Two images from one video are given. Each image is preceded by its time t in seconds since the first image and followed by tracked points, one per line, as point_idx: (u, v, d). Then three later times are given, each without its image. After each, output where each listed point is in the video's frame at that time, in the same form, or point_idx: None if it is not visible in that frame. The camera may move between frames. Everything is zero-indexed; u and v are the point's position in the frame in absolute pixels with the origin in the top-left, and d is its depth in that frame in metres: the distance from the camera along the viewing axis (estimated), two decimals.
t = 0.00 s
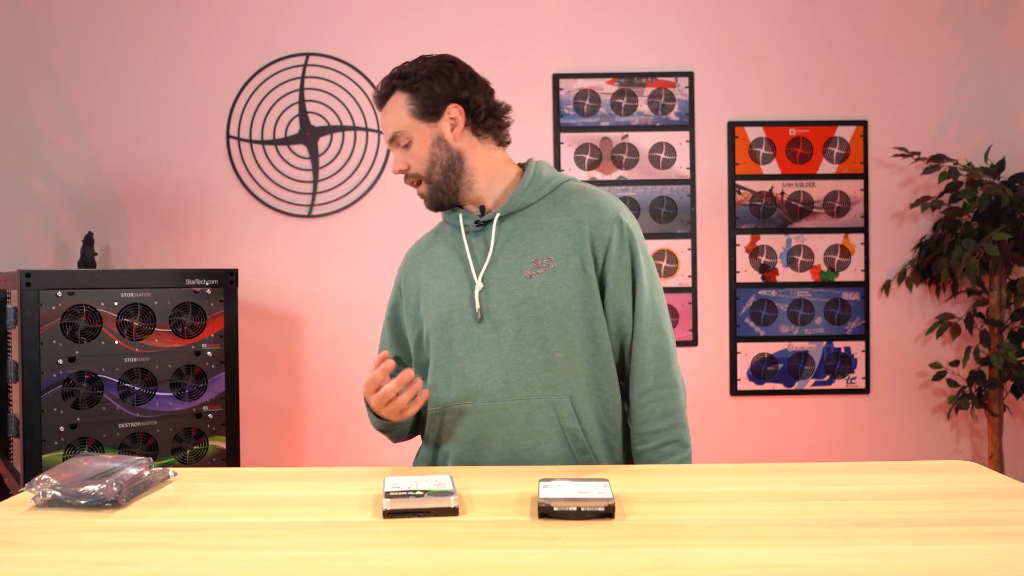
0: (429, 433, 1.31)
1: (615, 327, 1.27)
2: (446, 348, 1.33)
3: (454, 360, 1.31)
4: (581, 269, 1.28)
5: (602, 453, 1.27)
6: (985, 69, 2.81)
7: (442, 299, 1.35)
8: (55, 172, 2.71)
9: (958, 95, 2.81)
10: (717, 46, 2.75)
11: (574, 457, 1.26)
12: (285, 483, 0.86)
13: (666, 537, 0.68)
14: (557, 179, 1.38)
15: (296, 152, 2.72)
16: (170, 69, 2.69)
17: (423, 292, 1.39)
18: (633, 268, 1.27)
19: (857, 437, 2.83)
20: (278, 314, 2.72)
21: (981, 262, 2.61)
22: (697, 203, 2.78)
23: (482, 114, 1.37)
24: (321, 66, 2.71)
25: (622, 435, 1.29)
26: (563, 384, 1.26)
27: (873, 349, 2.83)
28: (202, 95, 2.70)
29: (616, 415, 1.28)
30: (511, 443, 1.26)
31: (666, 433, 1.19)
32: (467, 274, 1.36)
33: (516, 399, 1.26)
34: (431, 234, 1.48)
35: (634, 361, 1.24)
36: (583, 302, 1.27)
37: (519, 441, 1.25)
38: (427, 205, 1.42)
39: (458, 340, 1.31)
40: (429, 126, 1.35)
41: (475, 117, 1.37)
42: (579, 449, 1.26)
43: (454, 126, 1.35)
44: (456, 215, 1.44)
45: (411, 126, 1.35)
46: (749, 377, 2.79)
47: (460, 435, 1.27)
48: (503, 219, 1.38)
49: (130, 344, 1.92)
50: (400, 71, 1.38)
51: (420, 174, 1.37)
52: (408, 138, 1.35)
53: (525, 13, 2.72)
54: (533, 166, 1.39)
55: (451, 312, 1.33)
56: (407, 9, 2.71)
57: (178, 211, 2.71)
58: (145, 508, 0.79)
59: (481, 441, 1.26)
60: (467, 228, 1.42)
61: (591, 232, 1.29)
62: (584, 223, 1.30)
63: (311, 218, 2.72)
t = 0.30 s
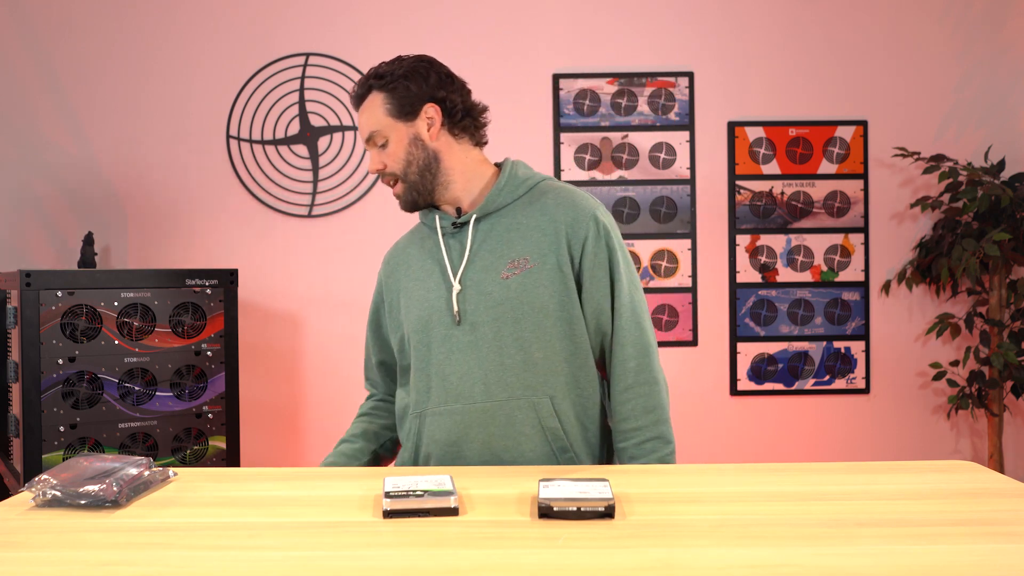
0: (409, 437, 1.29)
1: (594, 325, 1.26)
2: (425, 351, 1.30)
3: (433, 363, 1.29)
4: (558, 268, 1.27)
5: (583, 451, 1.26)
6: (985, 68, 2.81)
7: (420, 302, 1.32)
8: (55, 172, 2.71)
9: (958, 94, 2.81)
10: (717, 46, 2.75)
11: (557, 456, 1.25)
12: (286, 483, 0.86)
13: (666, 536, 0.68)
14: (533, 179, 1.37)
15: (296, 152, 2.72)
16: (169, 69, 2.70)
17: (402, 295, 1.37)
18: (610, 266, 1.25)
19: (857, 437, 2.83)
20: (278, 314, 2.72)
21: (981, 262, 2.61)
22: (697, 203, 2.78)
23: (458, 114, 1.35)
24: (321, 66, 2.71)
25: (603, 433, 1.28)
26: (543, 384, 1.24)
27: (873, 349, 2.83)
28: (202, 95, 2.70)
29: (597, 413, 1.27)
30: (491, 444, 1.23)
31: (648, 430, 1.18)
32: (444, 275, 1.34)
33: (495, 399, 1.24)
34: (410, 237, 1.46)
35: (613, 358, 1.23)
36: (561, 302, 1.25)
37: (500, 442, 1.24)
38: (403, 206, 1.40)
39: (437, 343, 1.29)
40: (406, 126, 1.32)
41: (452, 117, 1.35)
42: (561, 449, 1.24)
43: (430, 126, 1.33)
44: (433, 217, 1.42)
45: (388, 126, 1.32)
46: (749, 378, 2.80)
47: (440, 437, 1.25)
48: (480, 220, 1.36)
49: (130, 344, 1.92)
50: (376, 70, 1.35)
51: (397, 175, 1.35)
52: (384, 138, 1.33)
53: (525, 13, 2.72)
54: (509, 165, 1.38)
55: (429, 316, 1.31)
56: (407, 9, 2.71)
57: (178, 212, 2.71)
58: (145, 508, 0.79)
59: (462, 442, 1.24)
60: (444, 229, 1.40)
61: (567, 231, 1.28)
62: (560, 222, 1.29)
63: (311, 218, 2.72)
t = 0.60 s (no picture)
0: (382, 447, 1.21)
1: (560, 319, 1.25)
2: (392, 359, 1.22)
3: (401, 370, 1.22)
4: (523, 264, 1.23)
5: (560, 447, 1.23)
6: (985, 69, 2.81)
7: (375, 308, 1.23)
8: (55, 172, 2.71)
9: (958, 94, 2.81)
10: (717, 46, 2.75)
11: (532, 454, 1.20)
12: (287, 483, 0.86)
13: (666, 536, 0.68)
14: (483, 177, 1.33)
15: (296, 152, 2.72)
16: (169, 69, 2.70)
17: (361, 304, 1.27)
18: (573, 259, 1.25)
19: (857, 437, 2.83)
20: (278, 314, 2.72)
21: (981, 262, 2.61)
22: (697, 203, 2.78)
23: (421, 119, 1.31)
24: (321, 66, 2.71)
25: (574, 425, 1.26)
26: (517, 383, 1.20)
27: (873, 349, 2.83)
28: (202, 95, 2.70)
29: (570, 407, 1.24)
30: (468, 445, 1.18)
31: (619, 415, 1.18)
32: (400, 280, 1.25)
33: (469, 401, 1.19)
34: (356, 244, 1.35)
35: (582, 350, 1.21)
36: (529, 299, 1.22)
37: (477, 444, 1.18)
38: (354, 201, 1.28)
39: (405, 350, 1.21)
40: (373, 118, 1.24)
41: (417, 118, 1.31)
42: (539, 446, 1.20)
43: (396, 125, 1.27)
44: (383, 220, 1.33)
45: (354, 114, 1.23)
46: (749, 377, 2.80)
47: (416, 443, 1.18)
48: (435, 223, 1.29)
49: (130, 344, 1.92)
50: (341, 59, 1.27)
51: (355, 165, 1.25)
52: (348, 125, 1.23)
53: (525, 13, 2.72)
54: (461, 167, 1.33)
55: (392, 324, 1.22)
56: (407, 9, 2.71)
57: (177, 211, 2.71)
58: (145, 508, 0.79)
59: (438, 447, 1.17)
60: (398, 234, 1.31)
61: (528, 228, 1.25)
62: (521, 218, 1.26)
63: (311, 218, 2.72)
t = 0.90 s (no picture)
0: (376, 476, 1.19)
1: (516, 306, 1.22)
2: (363, 393, 1.18)
3: (375, 400, 1.18)
4: (467, 268, 1.20)
5: (546, 431, 1.24)
6: (986, 69, 2.81)
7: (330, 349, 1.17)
8: (55, 172, 2.71)
9: (958, 94, 2.81)
10: (717, 47, 2.75)
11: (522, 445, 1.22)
12: (289, 482, 0.86)
13: (666, 536, 0.68)
14: (399, 188, 1.27)
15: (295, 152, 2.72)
16: (169, 69, 2.69)
17: (311, 350, 1.17)
18: (514, 242, 1.22)
19: (857, 437, 2.83)
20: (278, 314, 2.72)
21: (981, 262, 2.61)
22: (697, 203, 2.78)
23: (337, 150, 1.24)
24: (321, 66, 2.71)
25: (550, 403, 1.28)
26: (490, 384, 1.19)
27: (873, 349, 2.83)
28: (202, 95, 2.70)
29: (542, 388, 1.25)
30: (462, 452, 1.19)
31: (591, 374, 1.19)
32: (348, 314, 1.19)
33: (453, 415, 1.17)
34: (281, 289, 1.25)
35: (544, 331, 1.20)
36: (483, 303, 1.19)
37: (467, 449, 1.19)
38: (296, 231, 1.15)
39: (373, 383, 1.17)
40: (306, 146, 1.15)
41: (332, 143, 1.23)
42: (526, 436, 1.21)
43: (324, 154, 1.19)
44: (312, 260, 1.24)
45: (289, 140, 1.12)
46: (749, 378, 2.80)
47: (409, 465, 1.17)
48: (371, 249, 1.23)
49: (130, 344, 1.92)
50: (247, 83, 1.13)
51: (297, 190, 1.12)
52: (284, 151, 1.11)
53: (525, 13, 2.72)
54: (370, 183, 1.28)
55: (352, 365, 1.15)
56: (407, 9, 2.71)
57: (177, 211, 2.71)
58: (145, 508, 0.79)
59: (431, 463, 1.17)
60: (331, 272, 1.23)
61: (461, 228, 1.21)
62: (453, 221, 1.22)
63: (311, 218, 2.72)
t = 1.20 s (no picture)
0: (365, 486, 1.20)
1: (499, 310, 1.21)
2: (347, 406, 1.19)
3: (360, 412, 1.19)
4: (445, 277, 1.20)
5: (535, 433, 1.25)
6: (986, 69, 2.81)
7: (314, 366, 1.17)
8: (55, 172, 2.71)
9: (958, 94, 2.81)
10: (717, 47, 2.75)
11: (511, 450, 1.23)
12: (289, 482, 0.86)
13: (667, 537, 0.68)
14: (373, 198, 1.26)
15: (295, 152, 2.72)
16: (169, 70, 2.70)
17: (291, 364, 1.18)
18: (491, 246, 1.20)
19: (856, 437, 2.83)
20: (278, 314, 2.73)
21: (981, 262, 2.61)
22: (697, 203, 2.78)
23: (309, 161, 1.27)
24: (321, 66, 2.71)
25: (538, 404, 1.28)
26: (476, 391, 1.20)
27: (873, 349, 2.83)
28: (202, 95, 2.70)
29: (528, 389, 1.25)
30: (451, 460, 1.20)
31: (579, 373, 1.18)
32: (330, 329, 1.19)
33: (440, 424, 1.18)
34: (259, 302, 1.26)
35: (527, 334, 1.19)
36: (463, 312, 1.19)
37: (457, 456, 1.20)
38: (275, 247, 1.16)
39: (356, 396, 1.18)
40: (282, 158, 1.17)
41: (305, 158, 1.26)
42: (514, 440, 1.22)
43: (296, 166, 1.22)
44: (288, 274, 1.23)
45: (265, 153, 1.14)
46: (749, 378, 2.80)
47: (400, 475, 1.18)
48: (347, 263, 1.23)
49: (130, 344, 1.92)
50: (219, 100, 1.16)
51: (275, 205, 1.14)
52: (261, 164, 1.14)
53: (525, 13, 2.72)
54: (342, 191, 1.26)
55: (334, 380, 1.16)
56: (407, 9, 2.71)
57: (177, 211, 2.71)
58: (145, 508, 0.79)
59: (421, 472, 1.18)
60: (308, 286, 1.22)
61: (438, 237, 1.21)
62: (429, 230, 1.21)
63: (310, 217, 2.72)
